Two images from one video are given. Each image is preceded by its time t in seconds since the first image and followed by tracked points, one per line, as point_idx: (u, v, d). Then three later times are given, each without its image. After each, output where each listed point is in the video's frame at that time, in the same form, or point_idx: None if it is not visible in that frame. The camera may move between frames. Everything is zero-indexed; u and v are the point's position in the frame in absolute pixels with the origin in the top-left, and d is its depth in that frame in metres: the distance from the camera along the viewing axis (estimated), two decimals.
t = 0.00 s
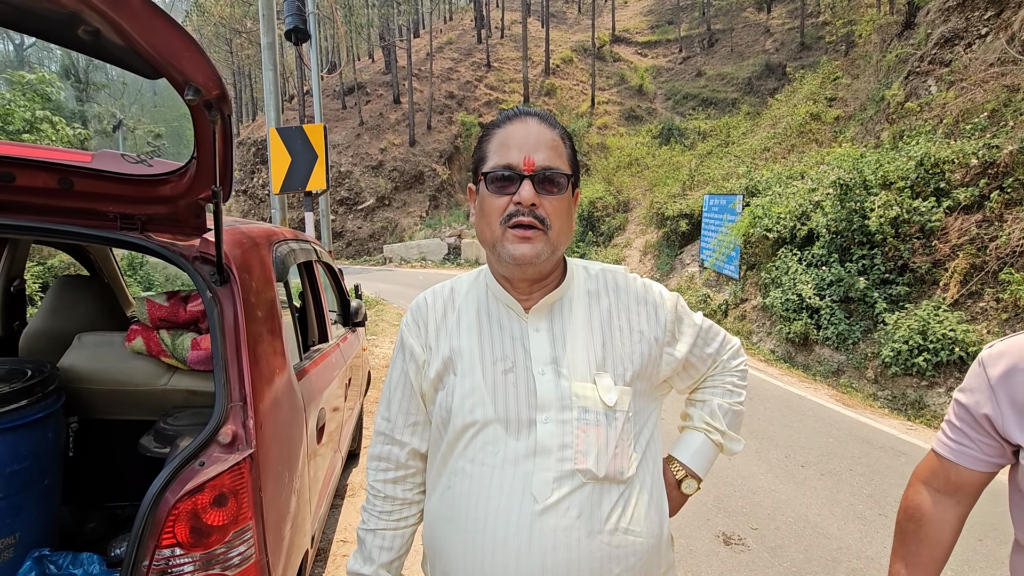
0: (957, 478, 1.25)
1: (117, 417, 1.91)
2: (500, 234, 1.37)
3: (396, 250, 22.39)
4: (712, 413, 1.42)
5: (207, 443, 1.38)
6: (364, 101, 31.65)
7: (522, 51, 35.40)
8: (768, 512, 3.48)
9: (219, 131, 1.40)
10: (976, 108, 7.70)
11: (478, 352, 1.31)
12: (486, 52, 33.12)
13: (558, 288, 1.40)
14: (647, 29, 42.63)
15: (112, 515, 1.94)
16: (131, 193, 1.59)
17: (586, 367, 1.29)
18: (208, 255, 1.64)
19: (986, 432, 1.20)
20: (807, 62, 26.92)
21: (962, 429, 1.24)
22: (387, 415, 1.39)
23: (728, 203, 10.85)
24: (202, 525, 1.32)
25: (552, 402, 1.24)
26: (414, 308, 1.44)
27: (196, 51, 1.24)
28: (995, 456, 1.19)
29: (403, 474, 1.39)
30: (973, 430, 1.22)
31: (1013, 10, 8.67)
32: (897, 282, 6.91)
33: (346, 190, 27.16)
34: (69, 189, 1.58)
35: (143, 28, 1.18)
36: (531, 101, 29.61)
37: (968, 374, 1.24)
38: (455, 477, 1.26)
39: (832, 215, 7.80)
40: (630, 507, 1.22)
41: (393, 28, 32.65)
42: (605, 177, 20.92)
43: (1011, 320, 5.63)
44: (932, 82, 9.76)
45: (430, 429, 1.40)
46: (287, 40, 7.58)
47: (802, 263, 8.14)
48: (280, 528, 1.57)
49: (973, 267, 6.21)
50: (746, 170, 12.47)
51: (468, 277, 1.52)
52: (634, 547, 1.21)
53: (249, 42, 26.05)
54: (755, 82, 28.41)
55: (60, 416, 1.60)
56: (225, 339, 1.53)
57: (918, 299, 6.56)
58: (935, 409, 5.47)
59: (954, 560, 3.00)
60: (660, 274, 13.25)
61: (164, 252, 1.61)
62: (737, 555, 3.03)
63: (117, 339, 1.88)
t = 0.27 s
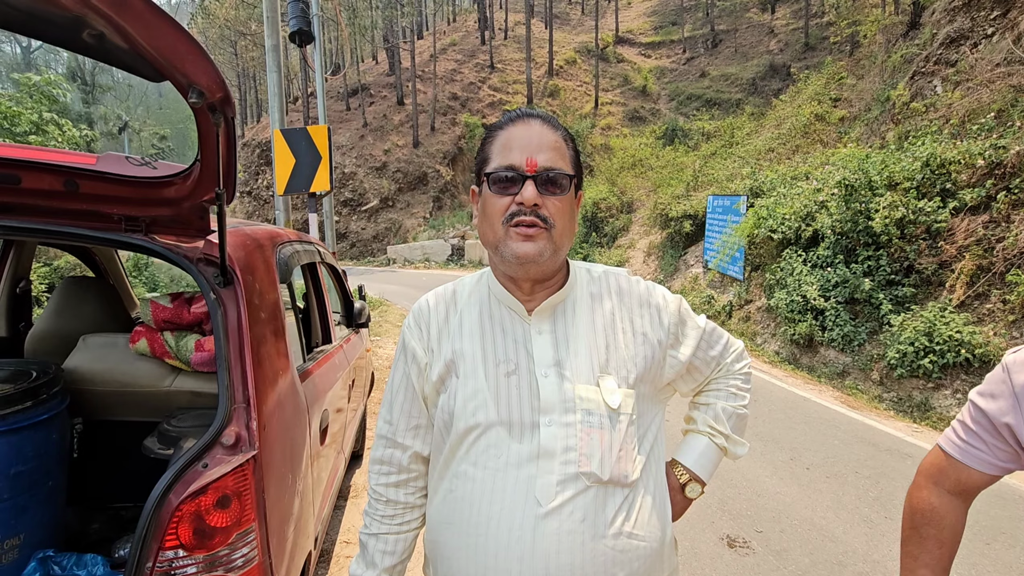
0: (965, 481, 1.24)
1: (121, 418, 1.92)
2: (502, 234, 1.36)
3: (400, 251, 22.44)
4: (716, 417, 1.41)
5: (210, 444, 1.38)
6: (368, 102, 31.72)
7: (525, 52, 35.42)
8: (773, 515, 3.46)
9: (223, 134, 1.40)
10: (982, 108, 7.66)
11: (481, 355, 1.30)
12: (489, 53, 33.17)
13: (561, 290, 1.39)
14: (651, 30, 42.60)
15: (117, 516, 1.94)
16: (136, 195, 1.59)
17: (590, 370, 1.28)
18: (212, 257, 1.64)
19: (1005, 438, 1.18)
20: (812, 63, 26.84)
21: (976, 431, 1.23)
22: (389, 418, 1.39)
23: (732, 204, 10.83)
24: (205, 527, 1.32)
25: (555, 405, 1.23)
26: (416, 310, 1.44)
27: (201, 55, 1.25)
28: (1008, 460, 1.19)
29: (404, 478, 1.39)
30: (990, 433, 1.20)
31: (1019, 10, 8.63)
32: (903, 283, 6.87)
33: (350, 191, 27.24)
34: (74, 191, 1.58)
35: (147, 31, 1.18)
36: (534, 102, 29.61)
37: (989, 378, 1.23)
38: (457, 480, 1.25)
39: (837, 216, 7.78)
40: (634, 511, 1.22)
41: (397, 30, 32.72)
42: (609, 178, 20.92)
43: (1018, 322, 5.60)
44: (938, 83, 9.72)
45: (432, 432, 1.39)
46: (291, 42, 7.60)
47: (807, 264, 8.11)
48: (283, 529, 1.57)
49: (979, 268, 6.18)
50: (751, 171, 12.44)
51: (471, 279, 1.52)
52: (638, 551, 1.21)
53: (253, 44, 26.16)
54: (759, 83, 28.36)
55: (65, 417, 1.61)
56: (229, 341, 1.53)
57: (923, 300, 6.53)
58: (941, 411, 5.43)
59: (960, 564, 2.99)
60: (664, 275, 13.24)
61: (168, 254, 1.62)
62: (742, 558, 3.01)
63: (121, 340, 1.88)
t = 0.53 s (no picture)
0: None
1: (125, 420, 1.93)
2: (517, 228, 1.38)
3: (403, 252, 22.48)
4: (727, 422, 1.42)
5: (215, 445, 1.39)
6: (371, 104, 31.81)
7: (528, 54, 35.47)
8: (776, 517, 3.46)
9: (227, 137, 1.41)
10: (987, 110, 7.63)
11: (492, 357, 1.30)
12: (493, 55, 33.24)
13: (572, 292, 1.40)
14: (653, 32, 42.61)
15: (120, 517, 1.95)
16: (141, 198, 1.60)
17: (601, 372, 1.28)
18: (216, 259, 1.65)
19: None
20: (815, 64, 26.82)
21: None
22: (398, 421, 1.39)
23: (735, 206, 10.81)
24: (209, 528, 1.32)
25: (567, 407, 1.24)
26: (427, 313, 1.44)
27: (205, 59, 1.26)
28: None
29: (412, 482, 1.38)
30: None
31: None
32: (907, 285, 6.85)
33: (353, 193, 27.30)
34: (78, 194, 1.59)
35: (151, 35, 1.19)
36: (537, 103, 29.64)
37: None
38: (467, 483, 1.25)
39: (840, 218, 7.77)
40: (646, 515, 1.22)
41: (400, 32, 32.80)
42: (611, 179, 20.92)
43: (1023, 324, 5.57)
44: (942, 84, 9.68)
45: (441, 436, 1.38)
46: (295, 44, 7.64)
47: (811, 266, 8.09)
48: (286, 531, 1.58)
49: (984, 270, 6.16)
50: (754, 173, 12.43)
51: (482, 283, 1.52)
52: (651, 556, 1.20)
53: (257, 46, 26.26)
54: (762, 84, 28.33)
55: (69, 418, 1.62)
56: (233, 343, 1.55)
57: (928, 302, 6.50)
58: (946, 413, 5.41)
59: (964, 567, 2.98)
60: (667, 276, 13.23)
61: (172, 256, 1.63)
62: (745, 560, 3.01)
63: (126, 342, 1.88)
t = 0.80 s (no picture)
0: None
1: (124, 422, 1.92)
2: (538, 239, 1.37)
3: (404, 254, 22.49)
4: (750, 433, 1.41)
5: (213, 448, 1.39)
6: (372, 106, 31.87)
7: (529, 55, 35.51)
8: (777, 519, 3.45)
9: (226, 139, 1.40)
10: (989, 110, 7.61)
11: (512, 362, 1.29)
12: (494, 57, 33.29)
13: (593, 298, 1.39)
14: (654, 33, 42.62)
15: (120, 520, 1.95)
16: (141, 201, 1.60)
17: (623, 378, 1.28)
18: (215, 261, 1.65)
19: None
20: (817, 65, 26.79)
21: None
22: (416, 426, 1.38)
23: (737, 207, 10.80)
24: (207, 532, 1.32)
25: (588, 413, 1.23)
26: (445, 319, 1.43)
27: (203, 61, 1.25)
28: None
29: (428, 489, 1.38)
30: None
31: None
32: (909, 286, 6.83)
33: (355, 195, 27.33)
34: (78, 196, 1.59)
35: (149, 38, 1.19)
36: (538, 105, 29.65)
37: None
38: (486, 489, 1.24)
39: (842, 219, 7.75)
40: (668, 523, 1.21)
41: (401, 34, 32.86)
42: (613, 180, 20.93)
43: None
44: (944, 85, 9.65)
45: (458, 442, 1.38)
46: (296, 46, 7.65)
47: (813, 267, 8.07)
48: (285, 534, 1.58)
49: (986, 271, 6.14)
50: (755, 174, 12.42)
51: (500, 290, 1.51)
52: (674, 565, 1.20)
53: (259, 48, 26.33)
54: (763, 85, 28.31)
55: (68, 421, 1.62)
56: (231, 346, 1.54)
57: (930, 303, 6.48)
58: (949, 415, 5.38)
59: (967, 570, 2.97)
60: (668, 277, 13.22)
61: (171, 259, 1.63)
62: (747, 563, 2.99)
63: (126, 345, 1.89)
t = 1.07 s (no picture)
0: None
1: (121, 426, 1.92)
2: (569, 248, 1.35)
3: (405, 255, 22.49)
4: (786, 439, 1.39)
5: (209, 452, 1.38)
6: (373, 108, 31.91)
7: (530, 56, 35.52)
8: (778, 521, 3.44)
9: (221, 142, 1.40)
10: (991, 110, 7.59)
11: (540, 373, 1.28)
12: (495, 58, 33.30)
13: (623, 306, 1.38)
14: (655, 33, 42.59)
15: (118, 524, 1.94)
16: (137, 204, 1.59)
17: (654, 390, 1.26)
18: (211, 265, 1.65)
19: None
20: (818, 65, 26.75)
21: None
22: (442, 435, 1.38)
23: (738, 207, 10.79)
24: (203, 536, 1.31)
25: (620, 425, 1.21)
26: (471, 326, 1.42)
27: (196, 63, 1.24)
28: None
29: (455, 497, 1.37)
30: None
31: None
32: (911, 287, 6.81)
33: (356, 196, 27.33)
34: (75, 200, 1.59)
35: (142, 41, 1.18)
36: (539, 106, 29.64)
37: None
38: (515, 503, 1.23)
39: (843, 219, 7.74)
40: (704, 539, 1.20)
41: (402, 36, 32.89)
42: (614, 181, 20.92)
43: None
44: (946, 84, 9.62)
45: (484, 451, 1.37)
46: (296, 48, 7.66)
47: (814, 267, 8.06)
48: (283, 538, 1.57)
49: (988, 272, 6.12)
50: (756, 174, 12.39)
51: (526, 296, 1.50)
52: None
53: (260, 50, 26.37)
54: (764, 85, 28.27)
55: (65, 425, 1.62)
56: (229, 349, 1.53)
57: (931, 304, 6.46)
58: (952, 416, 5.35)
59: (969, 572, 2.95)
60: (670, 278, 13.21)
61: (169, 262, 1.64)
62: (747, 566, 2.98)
63: (122, 348, 1.89)
